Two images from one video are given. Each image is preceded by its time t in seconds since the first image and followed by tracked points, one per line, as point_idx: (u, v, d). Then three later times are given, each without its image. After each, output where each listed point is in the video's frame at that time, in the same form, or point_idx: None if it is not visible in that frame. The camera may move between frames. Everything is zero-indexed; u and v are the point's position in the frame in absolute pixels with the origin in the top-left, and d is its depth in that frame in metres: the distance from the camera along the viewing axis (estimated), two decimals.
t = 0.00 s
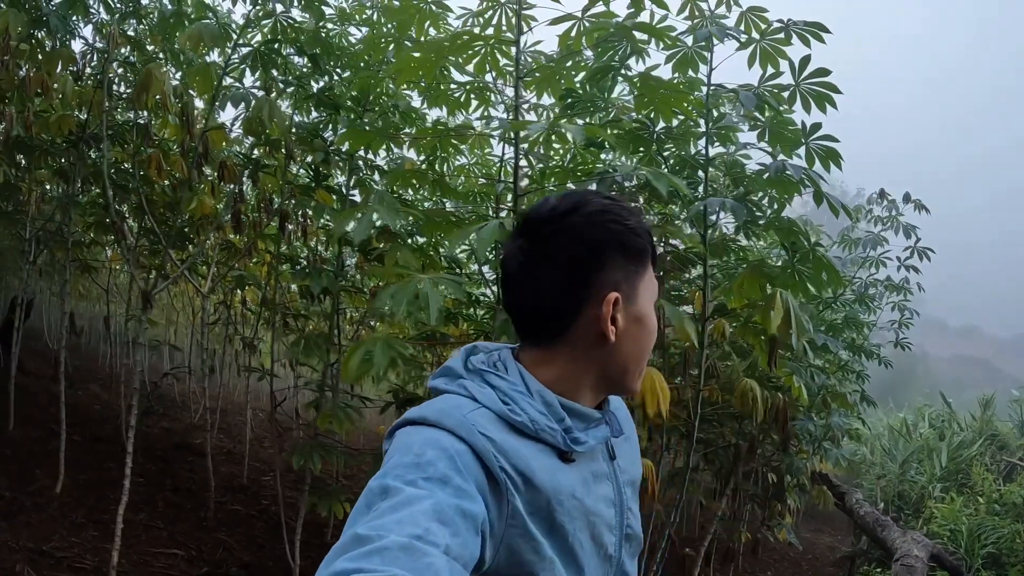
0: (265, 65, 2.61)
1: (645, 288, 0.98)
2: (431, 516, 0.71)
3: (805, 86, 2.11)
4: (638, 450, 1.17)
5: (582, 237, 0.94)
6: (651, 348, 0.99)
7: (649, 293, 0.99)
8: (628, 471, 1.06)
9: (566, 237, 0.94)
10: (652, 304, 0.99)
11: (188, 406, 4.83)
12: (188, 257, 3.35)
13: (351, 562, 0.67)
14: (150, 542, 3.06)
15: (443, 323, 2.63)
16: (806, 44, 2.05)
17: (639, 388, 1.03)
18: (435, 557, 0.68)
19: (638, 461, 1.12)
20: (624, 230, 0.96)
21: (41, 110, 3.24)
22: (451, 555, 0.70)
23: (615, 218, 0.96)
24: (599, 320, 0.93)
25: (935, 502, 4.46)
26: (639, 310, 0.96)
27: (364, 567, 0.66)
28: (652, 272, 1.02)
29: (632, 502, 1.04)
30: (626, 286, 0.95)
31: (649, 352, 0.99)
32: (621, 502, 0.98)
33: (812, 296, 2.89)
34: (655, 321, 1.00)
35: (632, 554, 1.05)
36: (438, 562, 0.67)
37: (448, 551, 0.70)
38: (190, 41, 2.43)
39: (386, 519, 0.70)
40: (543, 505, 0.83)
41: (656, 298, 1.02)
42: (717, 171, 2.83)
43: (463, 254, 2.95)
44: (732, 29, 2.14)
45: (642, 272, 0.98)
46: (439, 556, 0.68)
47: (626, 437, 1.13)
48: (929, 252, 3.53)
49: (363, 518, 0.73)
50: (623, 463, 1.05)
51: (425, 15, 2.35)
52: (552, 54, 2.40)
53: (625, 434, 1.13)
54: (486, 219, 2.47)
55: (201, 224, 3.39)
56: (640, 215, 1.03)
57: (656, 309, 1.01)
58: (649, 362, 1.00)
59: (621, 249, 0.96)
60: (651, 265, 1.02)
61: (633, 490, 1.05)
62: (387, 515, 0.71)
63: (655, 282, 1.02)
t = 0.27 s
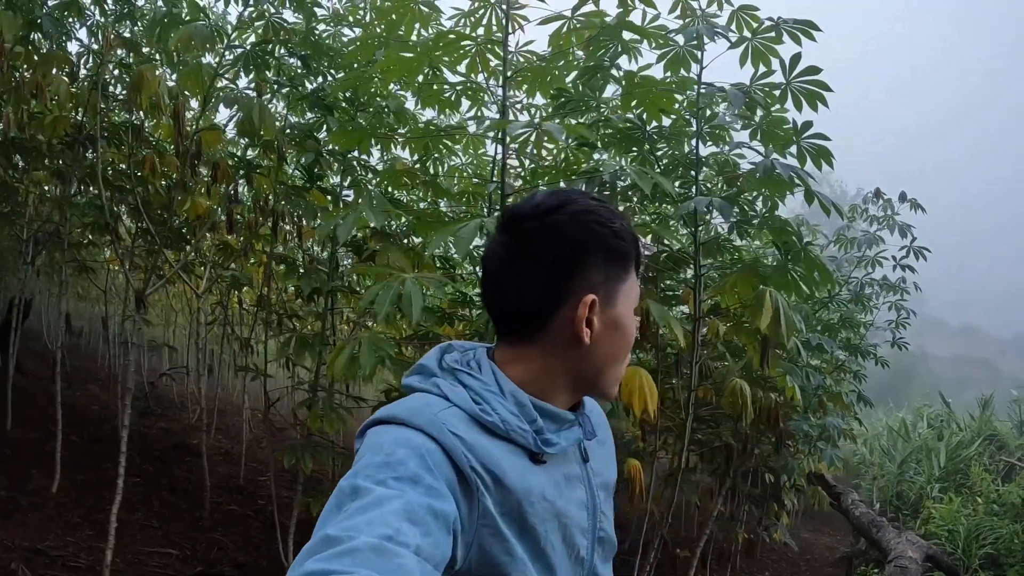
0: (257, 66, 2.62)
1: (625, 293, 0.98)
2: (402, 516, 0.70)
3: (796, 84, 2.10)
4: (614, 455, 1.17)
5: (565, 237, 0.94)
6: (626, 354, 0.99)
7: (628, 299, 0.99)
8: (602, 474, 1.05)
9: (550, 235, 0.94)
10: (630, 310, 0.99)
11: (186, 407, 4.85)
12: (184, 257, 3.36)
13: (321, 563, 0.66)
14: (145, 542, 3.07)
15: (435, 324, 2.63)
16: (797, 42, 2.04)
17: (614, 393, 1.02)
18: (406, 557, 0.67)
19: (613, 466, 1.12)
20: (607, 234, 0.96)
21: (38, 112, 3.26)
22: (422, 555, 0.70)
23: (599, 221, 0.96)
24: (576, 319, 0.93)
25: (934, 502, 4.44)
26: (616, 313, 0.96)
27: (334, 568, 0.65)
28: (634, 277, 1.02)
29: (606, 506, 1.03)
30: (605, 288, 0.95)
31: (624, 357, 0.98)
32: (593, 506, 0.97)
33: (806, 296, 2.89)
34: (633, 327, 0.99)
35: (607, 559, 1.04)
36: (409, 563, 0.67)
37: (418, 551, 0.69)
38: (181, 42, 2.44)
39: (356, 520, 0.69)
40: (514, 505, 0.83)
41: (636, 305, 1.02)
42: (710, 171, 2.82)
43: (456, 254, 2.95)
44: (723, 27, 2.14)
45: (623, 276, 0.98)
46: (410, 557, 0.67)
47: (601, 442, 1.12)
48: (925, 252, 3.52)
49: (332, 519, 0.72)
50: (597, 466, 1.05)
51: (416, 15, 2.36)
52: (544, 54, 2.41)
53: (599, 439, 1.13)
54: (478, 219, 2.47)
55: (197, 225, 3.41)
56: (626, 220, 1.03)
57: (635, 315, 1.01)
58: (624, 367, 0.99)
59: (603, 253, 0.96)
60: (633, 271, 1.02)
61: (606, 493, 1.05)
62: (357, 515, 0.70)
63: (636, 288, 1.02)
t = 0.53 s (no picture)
0: (246, 65, 2.62)
1: (585, 283, 0.96)
2: (374, 509, 0.69)
3: (783, 81, 2.10)
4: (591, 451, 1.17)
5: (515, 227, 0.95)
6: (590, 346, 0.96)
7: (591, 289, 0.97)
8: (576, 468, 1.06)
9: (504, 226, 0.96)
10: (593, 301, 0.97)
11: (179, 408, 4.83)
12: (174, 258, 3.36)
13: (293, 560, 0.64)
14: (136, 543, 3.06)
15: (424, 323, 2.62)
16: (784, 39, 2.04)
17: (586, 388, 1.00)
18: (379, 551, 0.66)
19: (589, 460, 1.12)
20: (562, 223, 0.96)
21: (28, 113, 3.26)
22: (396, 549, 0.68)
23: (553, 210, 0.96)
24: (524, 308, 0.93)
25: (927, 501, 4.45)
26: (573, 304, 0.95)
27: (306, 565, 0.63)
28: (602, 268, 0.99)
29: (580, 500, 1.04)
30: (558, 278, 0.95)
31: (587, 349, 0.96)
32: (567, 501, 0.97)
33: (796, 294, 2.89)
34: (596, 318, 0.96)
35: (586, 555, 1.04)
36: (383, 557, 0.65)
37: (392, 545, 0.68)
38: (168, 43, 2.43)
39: (328, 515, 0.68)
40: (484, 496, 0.84)
41: (605, 296, 0.99)
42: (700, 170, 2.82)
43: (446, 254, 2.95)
44: (712, 25, 2.14)
45: (582, 266, 0.96)
46: (384, 551, 0.66)
47: (576, 436, 1.13)
48: (916, 250, 3.52)
49: (303, 515, 0.70)
50: (572, 461, 1.05)
51: (404, 14, 2.36)
52: (532, 53, 2.41)
53: (574, 434, 1.13)
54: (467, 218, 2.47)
55: (187, 225, 3.40)
56: (596, 209, 1.01)
57: (601, 306, 0.98)
58: (588, 359, 0.97)
59: (559, 242, 0.95)
60: (601, 262, 0.99)
61: (581, 488, 1.05)
62: (329, 510, 0.69)
63: (605, 279, 0.99)
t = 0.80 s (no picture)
0: (238, 65, 2.59)
1: (594, 284, 0.95)
2: (377, 507, 0.68)
3: (780, 82, 2.11)
4: (609, 456, 1.15)
5: (521, 227, 0.95)
6: (600, 347, 0.95)
7: (600, 290, 0.95)
8: (592, 473, 1.03)
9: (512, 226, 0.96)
10: (604, 301, 0.95)
11: (171, 412, 4.79)
12: (166, 260, 3.32)
13: (294, 554, 0.63)
14: (129, 549, 3.02)
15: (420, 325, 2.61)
16: (781, 40, 2.05)
17: (598, 390, 0.98)
18: (380, 550, 0.65)
19: (604, 464, 1.10)
20: (570, 223, 0.95)
21: (16, 114, 3.21)
22: (398, 547, 0.68)
23: (560, 210, 0.95)
24: (527, 308, 0.93)
25: (921, 499, 4.47)
26: (582, 305, 0.94)
27: (306, 560, 0.62)
28: (612, 268, 0.98)
29: (594, 505, 1.02)
30: (566, 278, 0.94)
31: (597, 351, 0.95)
32: (580, 505, 0.96)
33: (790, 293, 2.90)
34: (606, 319, 0.95)
35: (603, 563, 1.02)
36: (384, 556, 0.64)
37: (394, 543, 0.67)
38: (160, 41, 2.40)
39: (331, 511, 0.67)
40: (492, 498, 0.82)
41: (616, 296, 0.98)
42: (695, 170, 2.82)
43: (441, 255, 2.93)
44: (708, 25, 2.14)
45: (592, 266, 0.95)
46: (385, 550, 0.65)
47: (591, 440, 1.11)
48: (909, 250, 3.54)
49: (308, 510, 0.70)
50: (586, 465, 1.03)
51: (399, 14, 2.35)
52: (528, 54, 2.41)
53: (590, 438, 1.11)
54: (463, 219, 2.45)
55: (179, 227, 3.37)
56: (606, 209, 1.00)
57: (611, 307, 0.96)
58: (598, 360, 0.95)
59: (566, 242, 0.94)
60: (611, 262, 0.98)
61: (596, 493, 1.03)
62: (332, 506, 0.68)
63: (616, 280, 0.98)
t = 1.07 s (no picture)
0: (236, 66, 2.56)
1: (543, 274, 0.92)
2: (416, 501, 0.68)
3: (781, 83, 2.12)
4: (646, 461, 1.15)
5: (495, 243, 1.02)
6: (562, 336, 0.90)
7: (550, 278, 0.91)
8: (629, 477, 1.02)
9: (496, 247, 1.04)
10: (555, 288, 0.91)
11: (163, 416, 4.74)
12: (160, 263, 3.28)
13: (334, 545, 0.64)
14: (126, 556, 2.98)
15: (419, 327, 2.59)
16: (782, 41, 2.06)
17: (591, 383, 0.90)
18: (418, 544, 0.65)
19: (641, 469, 1.09)
20: (520, 224, 0.97)
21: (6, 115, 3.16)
22: (436, 542, 0.68)
23: (515, 215, 0.98)
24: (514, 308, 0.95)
25: (916, 496, 4.52)
26: (534, 298, 0.92)
27: (346, 551, 0.63)
28: (563, 251, 0.92)
29: (630, 509, 1.01)
30: (522, 277, 0.95)
31: (559, 340, 0.90)
32: (616, 507, 0.95)
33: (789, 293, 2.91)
34: (559, 306, 0.90)
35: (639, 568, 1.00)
36: (421, 549, 0.64)
37: (432, 538, 0.67)
38: (157, 41, 2.35)
39: (371, 504, 0.68)
40: (529, 497, 0.82)
41: (573, 279, 0.90)
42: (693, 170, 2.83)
43: (439, 257, 2.92)
44: (709, 27, 2.14)
45: (538, 258, 0.93)
46: (424, 544, 0.65)
47: (628, 444, 1.10)
48: (904, 249, 3.57)
49: (348, 503, 0.70)
50: (622, 468, 1.02)
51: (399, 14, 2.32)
52: (528, 54, 2.40)
53: (626, 442, 1.10)
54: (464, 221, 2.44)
55: (173, 230, 3.32)
56: (560, 195, 0.96)
57: (566, 291, 0.90)
58: (585, 351, 0.89)
59: (520, 243, 0.96)
60: (562, 245, 0.92)
61: (632, 497, 1.02)
62: (371, 499, 0.68)
63: (570, 261, 0.91)
